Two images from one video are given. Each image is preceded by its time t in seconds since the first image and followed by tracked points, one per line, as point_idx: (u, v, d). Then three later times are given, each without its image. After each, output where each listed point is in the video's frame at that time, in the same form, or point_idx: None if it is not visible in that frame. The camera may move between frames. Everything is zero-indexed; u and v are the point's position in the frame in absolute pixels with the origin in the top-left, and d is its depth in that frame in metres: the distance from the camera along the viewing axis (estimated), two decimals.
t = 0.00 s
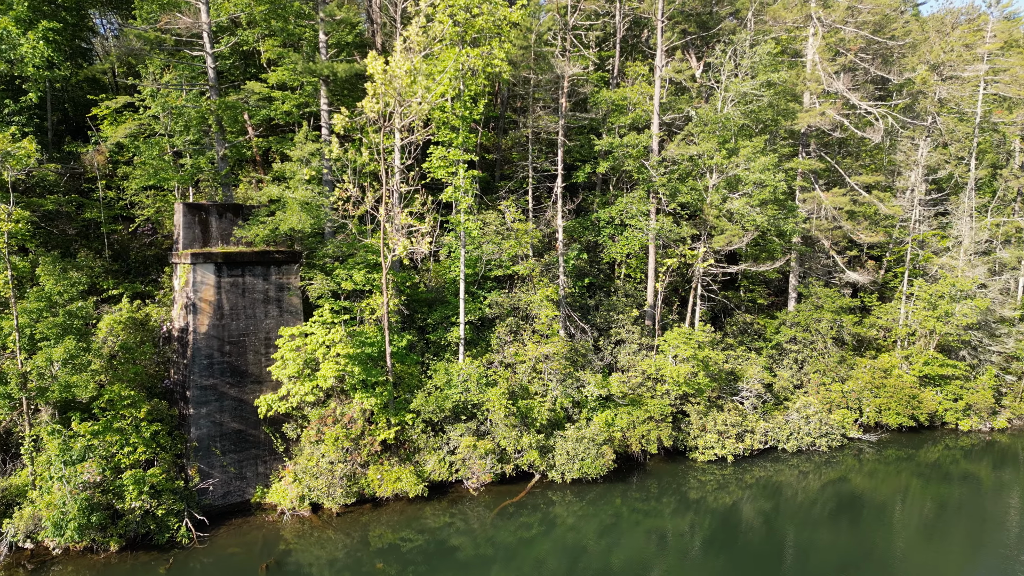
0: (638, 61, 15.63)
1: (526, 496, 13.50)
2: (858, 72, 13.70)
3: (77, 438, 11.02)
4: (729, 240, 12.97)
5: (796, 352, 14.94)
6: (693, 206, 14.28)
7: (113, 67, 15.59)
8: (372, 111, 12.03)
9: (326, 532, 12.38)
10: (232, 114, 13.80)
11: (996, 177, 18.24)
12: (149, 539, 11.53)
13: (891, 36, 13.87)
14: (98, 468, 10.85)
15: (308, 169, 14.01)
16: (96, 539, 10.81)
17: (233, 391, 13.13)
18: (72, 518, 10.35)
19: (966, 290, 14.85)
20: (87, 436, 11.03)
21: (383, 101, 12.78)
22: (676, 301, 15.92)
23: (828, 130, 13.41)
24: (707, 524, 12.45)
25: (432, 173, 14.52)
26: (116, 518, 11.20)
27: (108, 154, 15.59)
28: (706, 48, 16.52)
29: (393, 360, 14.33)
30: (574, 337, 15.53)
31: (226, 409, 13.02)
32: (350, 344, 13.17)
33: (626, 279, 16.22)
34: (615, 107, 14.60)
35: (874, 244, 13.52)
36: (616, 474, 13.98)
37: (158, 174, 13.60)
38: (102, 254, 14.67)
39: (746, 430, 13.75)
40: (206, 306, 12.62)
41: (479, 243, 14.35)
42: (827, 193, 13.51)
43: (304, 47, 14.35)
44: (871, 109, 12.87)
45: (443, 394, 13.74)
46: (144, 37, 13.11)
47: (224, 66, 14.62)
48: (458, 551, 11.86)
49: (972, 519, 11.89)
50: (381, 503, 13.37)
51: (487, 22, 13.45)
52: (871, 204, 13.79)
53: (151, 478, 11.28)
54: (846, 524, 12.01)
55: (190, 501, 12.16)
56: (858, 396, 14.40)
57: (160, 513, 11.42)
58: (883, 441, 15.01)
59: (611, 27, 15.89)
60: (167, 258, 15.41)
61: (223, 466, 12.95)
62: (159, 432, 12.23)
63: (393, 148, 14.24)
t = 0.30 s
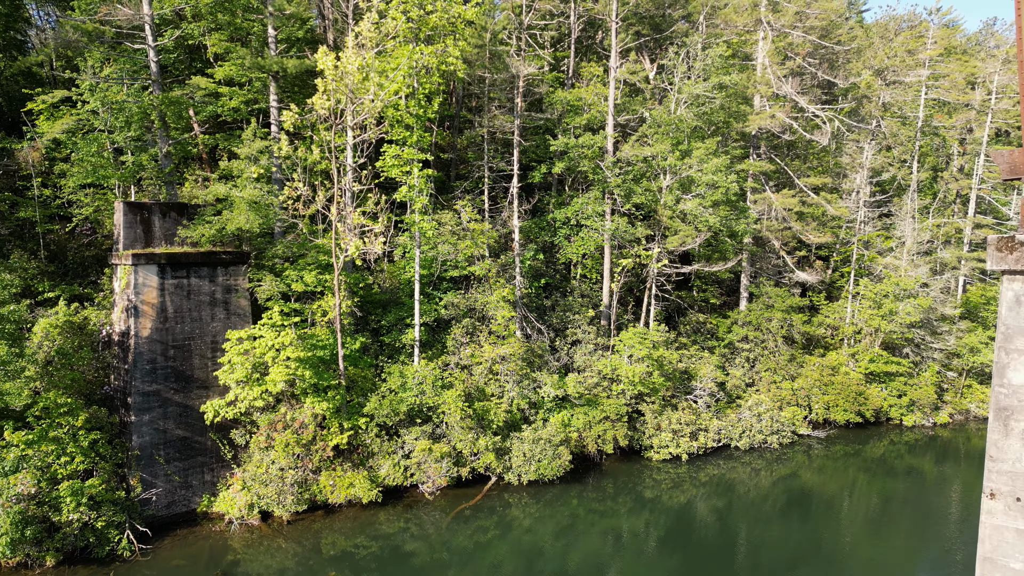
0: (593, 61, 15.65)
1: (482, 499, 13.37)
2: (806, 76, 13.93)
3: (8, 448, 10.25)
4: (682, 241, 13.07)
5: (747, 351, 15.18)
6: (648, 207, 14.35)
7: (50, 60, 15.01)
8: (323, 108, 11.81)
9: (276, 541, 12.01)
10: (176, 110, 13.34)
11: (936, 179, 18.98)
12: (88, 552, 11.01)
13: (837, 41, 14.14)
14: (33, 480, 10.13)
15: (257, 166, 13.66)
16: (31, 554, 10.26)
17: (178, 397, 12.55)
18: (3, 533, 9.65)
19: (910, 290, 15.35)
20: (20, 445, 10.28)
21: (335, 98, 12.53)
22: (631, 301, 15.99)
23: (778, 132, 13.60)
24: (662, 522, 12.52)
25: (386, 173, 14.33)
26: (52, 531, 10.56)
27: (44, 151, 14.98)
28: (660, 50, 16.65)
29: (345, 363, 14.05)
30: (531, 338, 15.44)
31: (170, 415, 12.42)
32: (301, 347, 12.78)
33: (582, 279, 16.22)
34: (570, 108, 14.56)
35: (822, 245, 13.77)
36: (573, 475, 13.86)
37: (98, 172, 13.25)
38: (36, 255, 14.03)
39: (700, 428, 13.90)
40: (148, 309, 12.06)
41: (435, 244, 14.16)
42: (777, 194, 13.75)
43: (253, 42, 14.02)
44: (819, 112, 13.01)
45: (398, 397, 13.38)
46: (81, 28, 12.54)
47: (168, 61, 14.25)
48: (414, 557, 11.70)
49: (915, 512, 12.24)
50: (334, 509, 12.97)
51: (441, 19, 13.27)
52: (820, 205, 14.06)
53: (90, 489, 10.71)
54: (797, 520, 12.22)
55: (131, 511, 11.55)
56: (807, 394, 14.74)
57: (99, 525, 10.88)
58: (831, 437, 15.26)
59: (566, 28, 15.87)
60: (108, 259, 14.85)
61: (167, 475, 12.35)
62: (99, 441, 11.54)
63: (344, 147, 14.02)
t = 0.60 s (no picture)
0: (550, 61, 15.65)
1: (441, 503, 13.17)
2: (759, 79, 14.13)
3: None
4: (640, 242, 13.11)
5: (704, 349, 15.35)
6: (606, 208, 14.36)
7: None
8: (272, 105, 11.54)
9: (227, 551, 11.58)
10: (120, 105, 12.85)
11: (883, 182, 19.62)
12: (26, 567, 10.44)
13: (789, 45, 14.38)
14: None
15: (204, 164, 13.31)
16: None
17: (121, 404, 11.96)
18: None
19: (859, 290, 15.74)
20: None
21: (286, 95, 12.26)
22: (589, 301, 16.02)
23: (733, 134, 13.74)
24: (620, 522, 12.52)
25: (340, 172, 14.09)
26: None
27: None
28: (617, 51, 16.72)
29: (299, 366, 13.72)
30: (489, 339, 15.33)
31: (114, 423, 11.82)
32: (252, 351, 12.46)
33: (540, 280, 16.18)
34: (528, 108, 14.49)
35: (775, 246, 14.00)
36: (532, 477, 13.76)
37: (35, 169, 12.78)
38: None
39: (658, 428, 13.99)
40: (90, 313, 11.51)
41: (391, 245, 13.88)
42: (731, 196, 13.96)
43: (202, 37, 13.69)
44: (771, 114, 13.14)
45: (353, 401, 13.17)
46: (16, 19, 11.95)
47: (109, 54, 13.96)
48: (370, 564, 11.46)
49: (865, 506, 12.52)
50: (288, 516, 12.57)
51: (396, 17, 13.09)
52: (773, 206, 14.28)
53: (27, 502, 10.07)
54: (752, 517, 12.37)
55: (73, 523, 10.95)
56: (761, 392, 15.01)
57: (38, 539, 10.30)
58: (785, 434, 15.48)
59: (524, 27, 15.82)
60: (47, 260, 14.24)
61: (111, 485, 11.72)
62: (37, 451, 10.89)
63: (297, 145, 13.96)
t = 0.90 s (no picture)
0: (511, 61, 15.58)
1: (404, 507, 12.95)
2: (718, 81, 14.26)
3: None
4: (601, 243, 13.14)
5: (665, 349, 15.48)
6: (568, 208, 14.33)
7: None
8: (227, 101, 11.27)
9: (179, 562, 11.08)
10: (65, 100, 12.36)
11: (837, 184, 20.13)
12: None
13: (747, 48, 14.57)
14: None
15: (154, 163, 12.94)
16: None
17: (67, 411, 11.43)
18: None
19: (816, 289, 16.03)
20: None
21: (240, 91, 11.94)
22: (552, 301, 16.00)
23: (693, 135, 13.83)
24: (583, 522, 12.50)
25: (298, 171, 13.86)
26: None
27: None
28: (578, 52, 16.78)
29: (255, 370, 13.34)
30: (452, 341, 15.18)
31: (59, 431, 11.28)
32: (205, 355, 11.97)
33: (503, 280, 16.10)
34: (490, 107, 14.40)
35: (734, 246, 14.21)
36: (495, 479, 13.67)
37: None
38: None
39: (620, 428, 14.06)
40: (32, 316, 10.98)
41: (350, 245, 13.70)
42: (690, 197, 14.11)
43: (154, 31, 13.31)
44: (730, 116, 13.23)
45: (312, 405, 12.83)
46: None
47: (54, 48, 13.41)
48: (329, 572, 11.08)
49: (821, 502, 12.75)
50: (244, 525, 12.16)
51: (355, 13, 12.87)
52: (732, 207, 14.47)
53: None
54: (712, 515, 12.49)
55: (15, 536, 10.42)
56: (721, 391, 15.22)
57: None
58: (744, 432, 15.65)
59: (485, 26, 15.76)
60: None
61: (56, 495, 11.18)
62: None
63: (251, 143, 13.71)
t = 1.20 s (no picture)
0: (472, 59, 15.46)
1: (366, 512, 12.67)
2: (679, 82, 14.36)
3: None
4: (565, 244, 13.13)
5: (628, 349, 15.59)
6: (531, 209, 14.27)
7: None
8: (178, 97, 10.90)
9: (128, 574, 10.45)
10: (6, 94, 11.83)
11: (795, 185, 20.57)
12: None
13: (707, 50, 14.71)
14: None
15: (102, 162, 12.50)
16: None
17: (9, 419, 10.82)
18: None
19: (775, 289, 16.27)
20: None
21: (193, 87, 11.53)
22: (516, 302, 15.91)
23: (655, 136, 13.89)
24: (546, 523, 12.44)
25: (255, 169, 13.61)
26: None
27: None
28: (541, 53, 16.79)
29: (210, 375, 12.94)
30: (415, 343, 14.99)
31: None
32: (156, 359, 11.46)
33: (466, 280, 15.96)
34: (452, 106, 14.29)
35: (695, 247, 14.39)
36: (458, 482, 13.49)
37: None
38: None
39: (584, 428, 14.08)
40: None
41: (309, 245, 13.35)
42: (652, 197, 14.18)
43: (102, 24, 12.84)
44: (691, 117, 13.32)
45: (269, 409, 12.47)
46: None
47: None
48: None
49: (780, 499, 12.93)
50: (198, 534, 11.63)
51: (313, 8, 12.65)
52: (693, 207, 14.60)
53: None
54: (675, 513, 12.58)
55: None
56: (683, 390, 15.39)
57: None
58: (706, 431, 15.80)
59: (446, 24, 15.65)
60: None
61: None
62: None
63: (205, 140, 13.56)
